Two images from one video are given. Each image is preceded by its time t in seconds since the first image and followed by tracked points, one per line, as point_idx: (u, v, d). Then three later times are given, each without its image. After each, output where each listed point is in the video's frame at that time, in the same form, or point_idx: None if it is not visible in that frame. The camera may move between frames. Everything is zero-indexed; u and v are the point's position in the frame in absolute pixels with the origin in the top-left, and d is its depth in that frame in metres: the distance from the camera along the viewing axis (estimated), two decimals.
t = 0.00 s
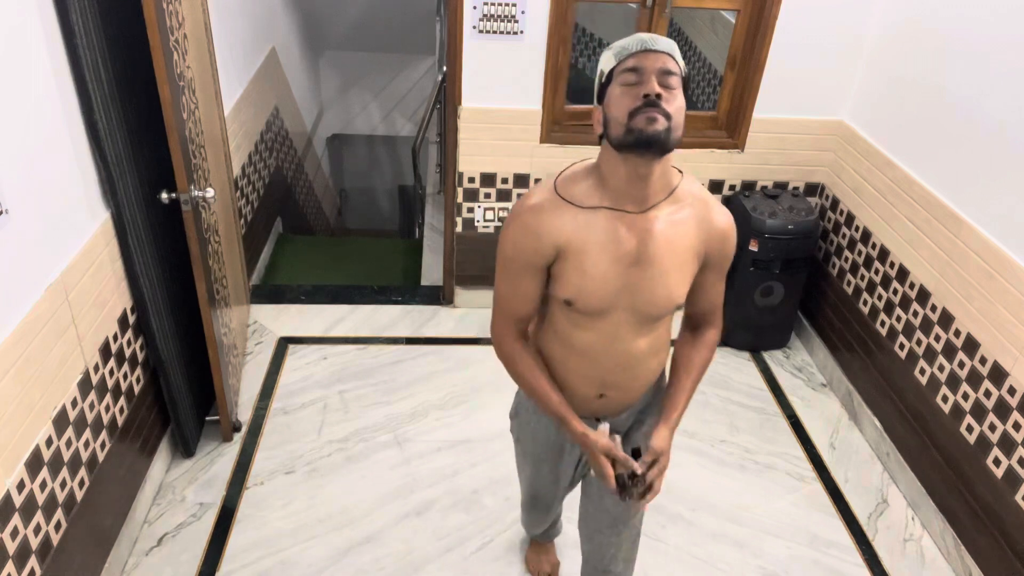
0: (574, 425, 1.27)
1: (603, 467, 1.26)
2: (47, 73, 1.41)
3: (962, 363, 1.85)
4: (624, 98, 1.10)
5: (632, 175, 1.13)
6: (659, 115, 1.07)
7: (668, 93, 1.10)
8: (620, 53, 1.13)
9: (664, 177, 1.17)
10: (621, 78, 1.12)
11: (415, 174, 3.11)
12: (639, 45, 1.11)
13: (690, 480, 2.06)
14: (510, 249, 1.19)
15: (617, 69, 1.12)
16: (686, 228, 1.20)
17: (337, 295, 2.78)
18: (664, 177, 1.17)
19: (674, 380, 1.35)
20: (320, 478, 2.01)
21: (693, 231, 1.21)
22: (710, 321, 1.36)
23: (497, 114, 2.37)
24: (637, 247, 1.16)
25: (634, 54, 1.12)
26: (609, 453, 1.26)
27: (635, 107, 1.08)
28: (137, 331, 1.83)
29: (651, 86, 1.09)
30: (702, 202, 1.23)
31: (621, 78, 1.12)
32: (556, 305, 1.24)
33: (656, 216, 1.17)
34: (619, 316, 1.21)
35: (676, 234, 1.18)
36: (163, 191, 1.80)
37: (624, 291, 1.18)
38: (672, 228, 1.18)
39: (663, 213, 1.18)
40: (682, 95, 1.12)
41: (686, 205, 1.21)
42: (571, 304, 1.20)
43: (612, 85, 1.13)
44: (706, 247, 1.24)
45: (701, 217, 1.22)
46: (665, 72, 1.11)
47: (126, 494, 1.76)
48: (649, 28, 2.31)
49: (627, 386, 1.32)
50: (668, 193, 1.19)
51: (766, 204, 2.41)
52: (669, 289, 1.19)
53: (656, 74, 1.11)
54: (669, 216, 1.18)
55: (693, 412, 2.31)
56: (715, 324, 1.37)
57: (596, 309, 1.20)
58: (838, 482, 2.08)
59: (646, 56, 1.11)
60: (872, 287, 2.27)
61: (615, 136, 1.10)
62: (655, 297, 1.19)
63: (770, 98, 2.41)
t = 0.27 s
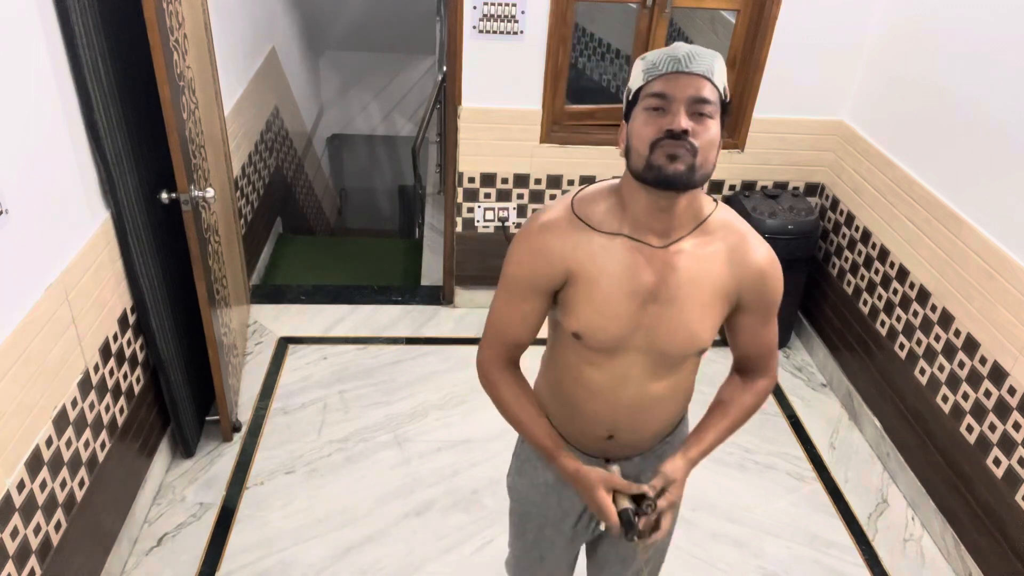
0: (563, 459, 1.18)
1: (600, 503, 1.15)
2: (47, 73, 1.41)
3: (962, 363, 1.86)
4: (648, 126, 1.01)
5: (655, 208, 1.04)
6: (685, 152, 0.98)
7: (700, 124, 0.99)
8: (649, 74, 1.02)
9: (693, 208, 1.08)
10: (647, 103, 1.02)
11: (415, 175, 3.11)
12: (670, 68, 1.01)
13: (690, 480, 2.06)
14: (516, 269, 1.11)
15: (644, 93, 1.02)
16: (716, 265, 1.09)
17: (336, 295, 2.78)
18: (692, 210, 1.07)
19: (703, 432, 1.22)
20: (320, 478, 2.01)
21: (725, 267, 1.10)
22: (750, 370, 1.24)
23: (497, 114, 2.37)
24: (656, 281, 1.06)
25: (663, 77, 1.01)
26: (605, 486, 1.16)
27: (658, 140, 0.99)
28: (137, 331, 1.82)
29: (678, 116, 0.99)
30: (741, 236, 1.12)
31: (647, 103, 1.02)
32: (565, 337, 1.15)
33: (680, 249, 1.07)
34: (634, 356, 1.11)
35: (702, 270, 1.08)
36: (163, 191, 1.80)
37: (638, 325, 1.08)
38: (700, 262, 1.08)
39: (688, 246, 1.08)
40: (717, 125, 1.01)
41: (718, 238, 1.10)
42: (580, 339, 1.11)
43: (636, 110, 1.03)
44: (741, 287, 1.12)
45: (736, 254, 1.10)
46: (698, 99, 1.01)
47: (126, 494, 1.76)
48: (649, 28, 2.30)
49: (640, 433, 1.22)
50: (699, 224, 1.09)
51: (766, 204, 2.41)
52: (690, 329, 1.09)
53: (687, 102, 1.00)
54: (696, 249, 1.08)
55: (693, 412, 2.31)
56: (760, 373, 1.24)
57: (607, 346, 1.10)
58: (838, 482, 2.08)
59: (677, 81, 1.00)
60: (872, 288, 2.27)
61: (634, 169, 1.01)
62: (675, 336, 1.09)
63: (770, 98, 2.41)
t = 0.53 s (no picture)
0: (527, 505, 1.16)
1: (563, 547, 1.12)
2: (47, 73, 1.41)
3: (962, 363, 1.85)
4: (613, 179, 0.95)
5: (625, 266, 1.00)
6: (652, 209, 0.92)
7: (670, 176, 0.93)
8: (616, 119, 0.97)
9: (671, 265, 1.02)
10: (613, 152, 0.96)
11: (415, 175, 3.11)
12: (638, 111, 0.96)
13: (690, 480, 2.06)
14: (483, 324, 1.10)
15: (611, 141, 0.97)
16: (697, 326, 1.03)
17: (336, 295, 2.78)
18: (668, 266, 1.02)
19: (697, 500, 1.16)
20: (320, 478, 2.01)
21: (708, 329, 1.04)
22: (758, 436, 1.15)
23: (497, 114, 2.37)
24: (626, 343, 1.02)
25: (631, 124, 0.96)
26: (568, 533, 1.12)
27: (624, 195, 0.93)
28: (137, 331, 1.82)
29: (645, 168, 0.93)
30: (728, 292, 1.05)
31: (613, 152, 0.96)
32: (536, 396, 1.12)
33: (655, 310, 1.02)
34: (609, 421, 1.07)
35: (680, 333, 1.03)
36: (162, 191, 1.80)
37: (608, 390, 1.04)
38: (677, 323, 1.03)
39: (665, 306, 1.03)
40: (691, 176, 0.95)
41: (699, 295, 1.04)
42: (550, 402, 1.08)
43: (604, 160, 0.97)
44: (730, 351, 1.05)
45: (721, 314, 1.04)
46: (669, 148, 0.94)
47: (126, 494, 1.76)
48: (648, 28, 2.31)
49: (623, 493, 1.17)
50: (679, 282, 1.04)
51: (766, 204, 2.41)
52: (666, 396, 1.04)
53: (656, 153, 0.94)
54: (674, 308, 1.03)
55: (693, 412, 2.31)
56: (768, 440, 1.15)
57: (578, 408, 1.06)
58: (838, 482, 2.08)
59: (646, 128, 0.95)
60: (872, 287, 2.27)
61: (601, 226, 0.96)
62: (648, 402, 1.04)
63: (770, 98, 2.41)
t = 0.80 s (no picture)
0: None
1: None
2: (47, 73, 1.41)
3: (962, 363, 1.86)
4: (550, 230, 0.90)
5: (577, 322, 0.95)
6: (598, 259, 0.88)
7: (609, 219, 0.89)
8: (542, 160, 0.92)
9: (626, 318, 0.97)
10: (545, 198, 0.91)
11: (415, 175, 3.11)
12: (566, 148, 0.91)
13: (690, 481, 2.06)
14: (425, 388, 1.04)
15: (540, 187, 0.92)
16: (663, 384, 0.97)
17: (336, 296, 2.78)
18: (625, 315, 0.97)
19: None
20: (320, 478, 2.01)
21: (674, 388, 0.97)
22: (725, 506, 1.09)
23: (497, 113, 2.37)
24: (585, 406, 0.96)
25: (560, 163, 0.91)
26: None
27: (564, 248, 0.88)
28: (137, 331, 1.82)
29: (582, 216, 0.88)
30: (697, 340, 0.99)
31: (545, 199, 0.91)
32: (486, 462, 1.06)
33: (612, 366, 0.97)
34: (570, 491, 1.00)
35: (643, 392, 0.97)
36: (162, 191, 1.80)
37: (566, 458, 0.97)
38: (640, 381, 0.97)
39: (626, 360, 0.97)
40: (632, 214, 0.90)
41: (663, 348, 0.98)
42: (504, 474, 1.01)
43: (535, 208, 0.92)
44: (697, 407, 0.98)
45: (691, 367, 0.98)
46: (605, 191, 0.90)
47: (126, 494, 1.76)
48: (649, 28, 2.32)
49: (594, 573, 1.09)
50: (640, 333, 0.98)
51: (766, 204, 2.41)
52: (633, 463, 0.96)
53: (590, 196, 0.90)
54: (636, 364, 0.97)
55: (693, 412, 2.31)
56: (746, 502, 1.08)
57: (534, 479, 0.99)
58: (838, 482, 2.08)
59: (576, 168, 0.90)
60: (872, 287, 2.27)
61: (546, 283, 0.91)
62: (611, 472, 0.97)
63: (770, 98, 2.41)
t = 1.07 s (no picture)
0: None
1: None
2: (47, 73, 1.41)
3: (962, 363, 1.85)
4: (566, 280, 0.88)
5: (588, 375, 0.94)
6: (615, 316, 0.86)
7: (630, 271, 0.86)
8: (558, 198, 0.90)
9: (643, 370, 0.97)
10: (561, 242, 0.89)
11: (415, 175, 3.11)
12: (585, 188, 0.88)
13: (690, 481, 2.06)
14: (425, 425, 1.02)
15: (555, 231, 0.89)
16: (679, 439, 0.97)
17: (336, 296, 2.78)
18: (640, 368, 0.96)
19: None
20: (320, 478, 2.01)
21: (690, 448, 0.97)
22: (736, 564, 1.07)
23: (497, 113, 2.37)
24: (594, 461, 0.95)
25: (578, 204, 0.88)
26: None
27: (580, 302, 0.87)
28: (137, 331, 1.83)
29: (601, 270, 0.86)
30: (720, 398, 0.99)
31: (562, 244, 0.89)
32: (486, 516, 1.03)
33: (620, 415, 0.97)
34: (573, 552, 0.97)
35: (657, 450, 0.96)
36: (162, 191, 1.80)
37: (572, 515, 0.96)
38: (654, 438, 0.96)
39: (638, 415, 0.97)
40: (655, 265, 0.88)
41: (683, 403, 0.98)
42: (500, 532, 0.99)
43: (550, 251, 0.90)
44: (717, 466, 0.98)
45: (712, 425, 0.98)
46: (626, 241, 0.87)
47: (126, 494, 1.76)
48: (649, 28, 2.32)
49: None
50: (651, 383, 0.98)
51: (766, 204, 2.41)
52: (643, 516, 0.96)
53: (610, 245, 0.87)
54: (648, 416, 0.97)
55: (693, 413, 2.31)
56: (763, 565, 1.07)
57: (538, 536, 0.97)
58: (838, 482, 2.08)
59: (597, 213, 0.88)
60: (872, 287, 2.27)
61: (559, 336, 0.90)
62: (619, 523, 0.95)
63: (770, 98, 2.41)
